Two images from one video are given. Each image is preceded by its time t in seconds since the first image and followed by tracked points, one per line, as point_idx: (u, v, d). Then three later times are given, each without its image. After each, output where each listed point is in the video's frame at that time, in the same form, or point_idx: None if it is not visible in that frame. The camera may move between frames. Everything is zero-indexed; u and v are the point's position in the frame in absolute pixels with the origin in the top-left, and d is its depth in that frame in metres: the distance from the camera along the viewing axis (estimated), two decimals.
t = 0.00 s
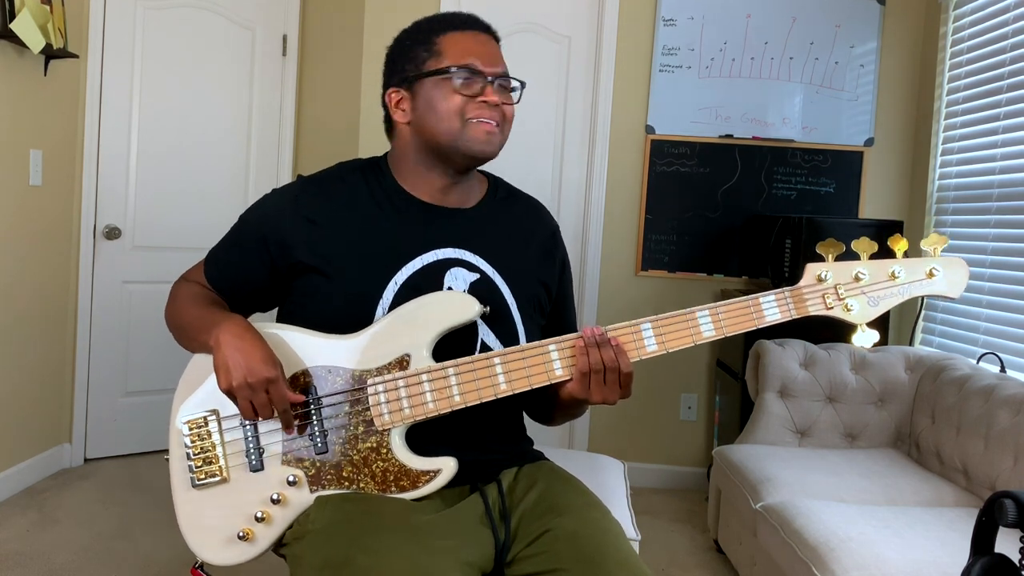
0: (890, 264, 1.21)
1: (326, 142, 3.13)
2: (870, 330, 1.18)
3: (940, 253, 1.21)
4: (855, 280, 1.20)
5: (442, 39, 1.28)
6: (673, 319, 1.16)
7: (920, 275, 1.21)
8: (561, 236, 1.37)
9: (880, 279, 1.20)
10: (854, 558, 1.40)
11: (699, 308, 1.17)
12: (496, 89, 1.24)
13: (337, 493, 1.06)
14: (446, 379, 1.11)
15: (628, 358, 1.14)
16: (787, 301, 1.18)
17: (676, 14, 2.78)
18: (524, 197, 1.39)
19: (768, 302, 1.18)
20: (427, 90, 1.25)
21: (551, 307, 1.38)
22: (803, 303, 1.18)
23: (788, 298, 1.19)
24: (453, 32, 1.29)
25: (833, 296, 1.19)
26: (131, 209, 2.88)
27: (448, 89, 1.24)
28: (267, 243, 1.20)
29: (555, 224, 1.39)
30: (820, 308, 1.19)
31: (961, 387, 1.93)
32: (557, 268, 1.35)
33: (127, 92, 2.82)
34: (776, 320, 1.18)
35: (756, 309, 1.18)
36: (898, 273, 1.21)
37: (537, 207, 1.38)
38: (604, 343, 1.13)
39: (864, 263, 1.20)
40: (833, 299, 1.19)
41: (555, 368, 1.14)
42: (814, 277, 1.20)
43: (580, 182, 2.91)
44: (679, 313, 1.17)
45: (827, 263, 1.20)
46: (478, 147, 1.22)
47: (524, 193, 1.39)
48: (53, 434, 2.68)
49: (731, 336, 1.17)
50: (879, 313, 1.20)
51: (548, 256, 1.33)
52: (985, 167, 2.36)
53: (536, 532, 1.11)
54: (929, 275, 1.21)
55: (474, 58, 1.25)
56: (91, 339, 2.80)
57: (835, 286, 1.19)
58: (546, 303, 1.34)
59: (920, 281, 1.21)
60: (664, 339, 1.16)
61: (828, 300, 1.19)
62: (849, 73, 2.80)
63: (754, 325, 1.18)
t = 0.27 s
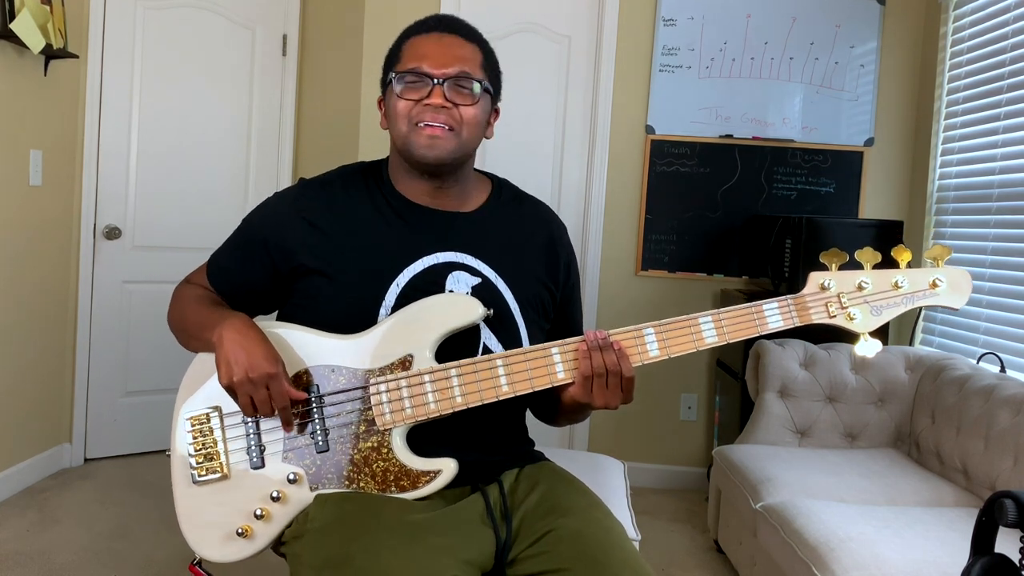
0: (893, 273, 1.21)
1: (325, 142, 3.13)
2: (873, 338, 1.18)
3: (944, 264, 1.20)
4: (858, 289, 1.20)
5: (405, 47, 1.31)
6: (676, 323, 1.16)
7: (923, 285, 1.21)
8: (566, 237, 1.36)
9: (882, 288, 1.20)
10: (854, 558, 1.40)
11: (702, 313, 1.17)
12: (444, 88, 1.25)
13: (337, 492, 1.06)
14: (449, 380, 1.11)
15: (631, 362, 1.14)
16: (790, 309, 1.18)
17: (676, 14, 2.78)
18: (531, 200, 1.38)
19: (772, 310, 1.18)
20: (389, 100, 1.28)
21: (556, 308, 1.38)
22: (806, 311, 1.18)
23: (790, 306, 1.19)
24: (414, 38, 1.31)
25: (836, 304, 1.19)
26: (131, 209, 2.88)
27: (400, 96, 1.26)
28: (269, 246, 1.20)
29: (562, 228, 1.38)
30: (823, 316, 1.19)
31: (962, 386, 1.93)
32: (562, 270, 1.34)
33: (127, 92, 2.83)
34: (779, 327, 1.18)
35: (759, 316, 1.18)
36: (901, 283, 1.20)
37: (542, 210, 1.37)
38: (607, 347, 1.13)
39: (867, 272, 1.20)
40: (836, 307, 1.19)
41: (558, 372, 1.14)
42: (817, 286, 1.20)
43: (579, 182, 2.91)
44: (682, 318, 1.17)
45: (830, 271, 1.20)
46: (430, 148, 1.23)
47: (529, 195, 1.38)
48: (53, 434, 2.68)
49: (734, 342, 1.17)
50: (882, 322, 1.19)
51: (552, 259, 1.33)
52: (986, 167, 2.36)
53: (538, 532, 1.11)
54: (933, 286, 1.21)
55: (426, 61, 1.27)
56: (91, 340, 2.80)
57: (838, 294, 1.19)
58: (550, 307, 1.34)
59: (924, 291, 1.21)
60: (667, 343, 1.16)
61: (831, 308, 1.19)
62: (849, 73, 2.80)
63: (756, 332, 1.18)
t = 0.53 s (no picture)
0: (893, 270, 1.21)
1: (326, 143, 3.14)
2: (872, 336, 1.18)
3: (944, 260, 1.19)
4: (857, 286, 1.20)
5: (438, 51, 1.24)
6: (674, 323, 1.16)
7: (922, 282, 1.20)
8: (564, 236, 1.36)
9: (881, 285, 1.20)
10: (854, 558, 1.40)
11: (701, 312, 1.17)
12: (482, 113, 1.22)
13: (336, 493, 1.06)
14: (448, 380, 1.11)
15: (629, 361, 1.14)
16: (789, 306, 1.19)
17: (676, 14, 2.78)
18: (529, 199, 1.37)
19: (770, 308, 1.18)
20: (415, 109, 1.24)
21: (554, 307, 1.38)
22: (805, 309, 1.19)
23: (789, 304, 1.19)
24: (449, 45, 1.23)
25: (835, 301, 1.19)
26: (131, 209, 2.88)
27: (435, 112, 1.22)
28: (267, 243, 1.20)
29: (560, 227, 1.37)
30: (822, 314, 1.19)
31: (961, 386, 1.93)
32: (560, 268, 1.34)
33: (127, 92, 2.83)
34: (778, 325, 1.18)
35: (758, 315, 1.18)
36: (900, 279, 1.20)
37: (541, 210, 1.36)
38: (606, 346, 1.13)
39: (866, 269, 1.20)
40: (834, 305, 1.19)
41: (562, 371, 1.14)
42: (816, 283, 1.20)
43: (580, 182, 2.91)
44: (681, 318, 1.17)
45: (829, 269, 1.20)
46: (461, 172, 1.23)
47: (527, 194, 1.37)
48: (53, 434, 2.68)
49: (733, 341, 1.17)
50: (881, 319, 1.19)
51: (550, 257, 1.32)
52: (986, 167, 2.36)
53: (537, 533, 1.11)
54: (932, 283, 1.20)
55: (464, 77, 1.22)
56: (91, 340, 2.80)
57: (837, 292, 1.19)
58: (548, 304, 1.34)
59: (922, 288, 1.20)
60: (665, 342, 1.16)
61: (830, 306, 1.19)
62: (850, 73, 2.80)
63: (756, 330, 1.18)
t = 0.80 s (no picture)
0: (889, 271, 1.21)
1: (326, 143, 3.14)
2: (869, 336, 1.18)
3: (939, 260, 1.20)
4: (855, 287, 1.20)
5: (470, 66, 1.22)
6: (673, 322, 1.16)
7: (919, 282, 1.20)
8: (561, 239, 1.36)
9: (879, 286, 1.20)
10: (854, 558, 1.40)
11: (699, 312, 1.17)
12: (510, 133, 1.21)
13: (336, 493, 1.06)
14: (448, 380, 1.11)
15: (629, 361, 1.14)
16: (787, 306, 1.18)
17: (676, 14, 2.78)
18: (527, 205, 1.37)
19: (769, 308, 1.18)
20: (442, 121, 1.21)
21: (552, 311, 1.37)
22: (803, 309, 1.18)
23: (787, 304, 1.19)
24: (481, 61, 1.22)
25: (832, 302, 1.19)
26: (131, 209, 2.88)
27: (463, 127, 1.20)
28: (266, 245, 1.20)
29: (555, 235, 1.37)
30: (819, 314, 1.19)
31: (962, 386, 1.93)
32: (558, 273, 1.34)
33: (127, 92, 2.83)
34: (776, 325, 1.18)
35: (757, 315, 1.18)
36: (896, 280, 1.20)
37: (538, 215, 1.37)
38: (606, 346, 1.13)
39: (863, 270, 1.20)
40: (832, 305, 1.19)
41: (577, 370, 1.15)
42: (814, 284, 1.20)
43: (580, 182, 2.91)
44: (680, 318, 1.17)
45: (826, 270, 1.20)
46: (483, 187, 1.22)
47: (524, 198, 1.37)
48: (53, 434, 2.68)
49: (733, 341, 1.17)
50: (878, 320, 1.19)
51: (548, 262, 1.32)
52: (986, 167, 2.36)
53: (538, 533, 1.11)
54: (928, 283, 1.20)
55: (496, 94, 1.20)
56: (91, 340, 2.80)
57: (835, 292, 1.19)
58: (546, 309, 1.34)
59: (919, 289, 1.20)
60: (665, 342, 1.16)
61: (827, 306, 1.19)
62: (850, 73, 2.80)
63: (755, 331, 1.18)
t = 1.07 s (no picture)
0: (892, 277, 1.21)
1: (325, 143, 3.14)
2: (871, 342, 1.18)
3: (942, 268, 1.19)
4: (857, 293, 1.20)
5: (469, 56, 1.23)
6: (676, 325, 1.16)
7: (921, 289, 1.20)
8: (562, 242, 1.36)
9: (881, 292, 1.20)
10: (854, 558, 1.40)
11: (703, 317, 1.17)
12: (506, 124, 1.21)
13: (336, 493, 1.06)
14: (449, 382, 1.11)
15: (631, 364, 1.14)
16: (790, 312, 1.18)
17: (676, 14, 2.78)
18: (528, 206, 1.37)
19: (771, 313, 1.18)
20: (440, 108, 1.22)
21: (553, 313, 1.37)
22: (805, 315, 1.18)
23: (790, 309, 1.18)
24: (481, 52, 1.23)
25: (834, 308, 1.19)
26: (131, 209, 2.88)
27: (458, 115, 1.21)
28: (267, 245, 1.20)
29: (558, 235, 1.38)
30: (822, 320, 1.19)
31: (962, 386, 1.93)
32: (559, 275, 1.34)
33: (127, 92, 2.83)
34: (778, 330, 1.18)
35: (759, 319, 1.18)
36: (899, 287, 1.20)
37: (539, 216, 1.37)
38: (609, 349, 1.13)
39: (866, 276, 1.20)
40: (835, 311, 1.19)
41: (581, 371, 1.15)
42: (816, 289, 1.20)
43: (580, 182, 2.91)
44: (683, 321, 1.17)
45: (829, 275, 1.20)
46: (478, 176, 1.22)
47: (525, 201, 1.37)
48: (53, 434, 2.68)
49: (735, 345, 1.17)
50: (880, 326, 1.19)
51: (549, 263, 1.33)
52: (986, 167, 2.36)
53: (538, 533, 1.11)
54: (931, 290, 1.20)
55: (495, 85, 1.21)
56: (91, 340, 2.80)
57: (837, 298, 1.19)
58: (547, 310, 1.34)
59: (921, 296, 1.20)
60: (667, 346, 1.16)
61: (830, 312, 1.19)
62: (850, 73, 2.80)
63: (756, 335, 1.18)
